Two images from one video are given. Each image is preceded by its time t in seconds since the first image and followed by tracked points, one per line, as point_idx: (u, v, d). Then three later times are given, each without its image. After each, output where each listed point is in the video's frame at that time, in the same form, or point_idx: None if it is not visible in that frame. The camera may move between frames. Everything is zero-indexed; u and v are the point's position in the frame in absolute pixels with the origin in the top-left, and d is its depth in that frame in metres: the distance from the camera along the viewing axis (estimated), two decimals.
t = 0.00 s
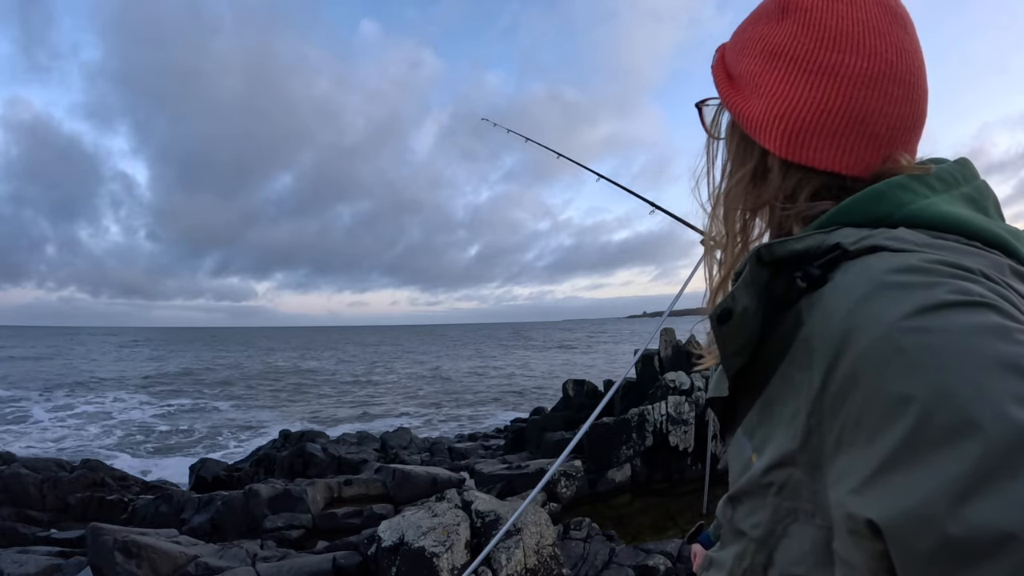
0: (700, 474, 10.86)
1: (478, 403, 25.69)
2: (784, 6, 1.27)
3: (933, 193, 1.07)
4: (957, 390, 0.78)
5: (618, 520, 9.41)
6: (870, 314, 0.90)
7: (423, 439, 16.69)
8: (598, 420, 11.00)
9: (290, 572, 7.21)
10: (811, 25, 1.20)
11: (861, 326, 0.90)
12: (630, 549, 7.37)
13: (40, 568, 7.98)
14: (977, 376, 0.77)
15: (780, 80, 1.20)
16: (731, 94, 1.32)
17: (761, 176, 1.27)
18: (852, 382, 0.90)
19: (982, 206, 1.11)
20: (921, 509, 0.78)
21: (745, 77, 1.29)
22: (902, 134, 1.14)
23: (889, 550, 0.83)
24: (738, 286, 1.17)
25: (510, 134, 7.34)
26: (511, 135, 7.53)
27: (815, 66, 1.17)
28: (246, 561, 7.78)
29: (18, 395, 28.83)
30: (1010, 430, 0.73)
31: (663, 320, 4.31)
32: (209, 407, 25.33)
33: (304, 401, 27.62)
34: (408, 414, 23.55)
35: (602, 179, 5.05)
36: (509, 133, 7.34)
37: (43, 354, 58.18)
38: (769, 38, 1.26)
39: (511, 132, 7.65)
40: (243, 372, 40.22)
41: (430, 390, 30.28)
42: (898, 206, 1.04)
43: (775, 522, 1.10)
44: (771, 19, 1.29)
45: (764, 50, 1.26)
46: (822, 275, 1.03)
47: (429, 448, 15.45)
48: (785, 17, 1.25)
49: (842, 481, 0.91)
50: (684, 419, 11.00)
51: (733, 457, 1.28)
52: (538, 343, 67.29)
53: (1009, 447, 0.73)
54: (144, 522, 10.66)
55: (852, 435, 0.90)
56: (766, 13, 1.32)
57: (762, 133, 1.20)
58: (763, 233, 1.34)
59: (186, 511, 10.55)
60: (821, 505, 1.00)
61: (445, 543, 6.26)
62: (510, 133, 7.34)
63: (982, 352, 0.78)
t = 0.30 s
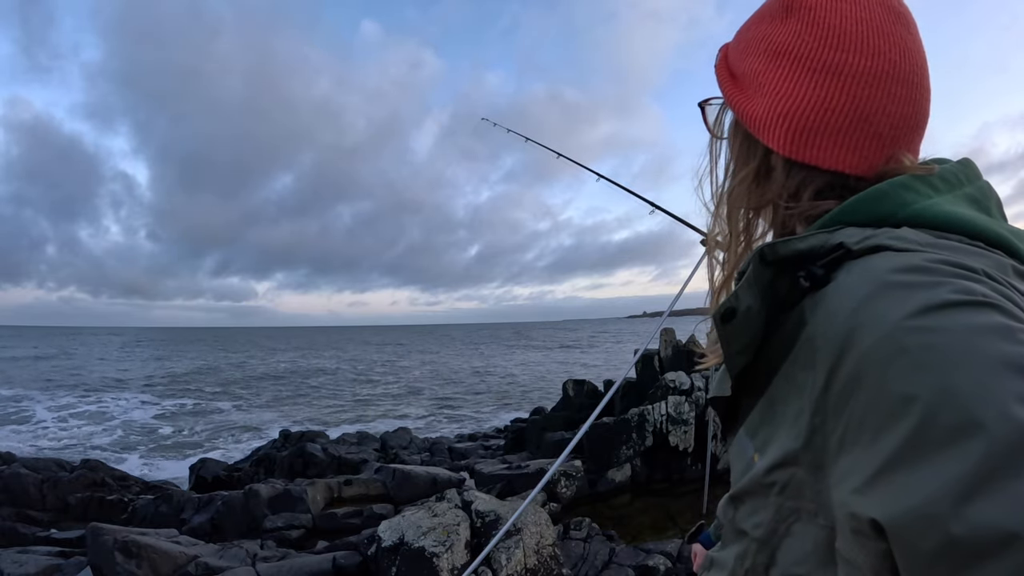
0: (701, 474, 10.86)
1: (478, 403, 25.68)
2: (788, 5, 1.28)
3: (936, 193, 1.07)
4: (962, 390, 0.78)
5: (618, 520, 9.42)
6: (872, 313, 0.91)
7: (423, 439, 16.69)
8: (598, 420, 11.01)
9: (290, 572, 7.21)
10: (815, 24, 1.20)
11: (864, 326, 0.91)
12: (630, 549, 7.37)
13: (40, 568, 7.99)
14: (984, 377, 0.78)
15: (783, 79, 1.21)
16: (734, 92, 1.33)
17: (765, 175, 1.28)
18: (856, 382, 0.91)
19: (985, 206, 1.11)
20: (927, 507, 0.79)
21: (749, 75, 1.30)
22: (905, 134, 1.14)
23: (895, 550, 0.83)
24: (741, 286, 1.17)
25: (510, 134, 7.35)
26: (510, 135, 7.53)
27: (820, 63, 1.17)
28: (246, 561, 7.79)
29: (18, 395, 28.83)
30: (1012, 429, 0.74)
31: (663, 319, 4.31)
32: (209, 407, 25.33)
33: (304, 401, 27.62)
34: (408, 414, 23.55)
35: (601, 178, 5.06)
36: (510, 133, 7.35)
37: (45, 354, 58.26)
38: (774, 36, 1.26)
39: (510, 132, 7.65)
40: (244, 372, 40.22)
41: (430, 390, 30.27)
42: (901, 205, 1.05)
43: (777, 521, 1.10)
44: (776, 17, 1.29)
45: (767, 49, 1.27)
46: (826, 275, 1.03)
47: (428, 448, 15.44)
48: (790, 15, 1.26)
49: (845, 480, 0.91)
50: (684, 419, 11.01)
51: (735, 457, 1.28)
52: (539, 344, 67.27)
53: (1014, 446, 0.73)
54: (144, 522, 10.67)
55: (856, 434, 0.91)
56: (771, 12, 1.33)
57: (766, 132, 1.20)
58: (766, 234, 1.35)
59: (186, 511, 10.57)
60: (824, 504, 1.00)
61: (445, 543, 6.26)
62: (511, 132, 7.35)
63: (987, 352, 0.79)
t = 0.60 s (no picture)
0: (701, 474, 10.86)
1: (479, 403, 25.67)
2: (791, 5, 1.28)
3: (939, 193, 1.08)
4: (963, 389, 0.79)
5: (619, 520, 9.42)
6: (875, 312, 0.92)
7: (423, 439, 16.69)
8: (598, 420, 11.01)
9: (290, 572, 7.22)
10: (819, 23, 1.21)
11: (867, 324, 0.92)
12: (630, 549, 7.38)
13: (40, 568, 8.00)
14: (983, 376, 0.79)
15: (788, 78, 1.22)
16: (738, 93, 1.33)
17: (770, 176, 1.28)
18: (858, 382, 0.92)
19: (988, 206, 1.12)
20: (928, 507, 0.80)
21: (752, 76, 1.30)
22: (907, 133, 1.15)
23: (895, 549, 0.84)
24: (745, 285, 1.18)
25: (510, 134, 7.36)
26: (510, 134, 7.53)
27: (823, 63, 1.18)
28: (246, 561, 7.79)
29: (19, 395, 28.86)
30: (1013, 429, 0.75)
31: (663, 319, 4.32)
32: (210, 407, 25.35)
33: (305, 401, 27.63)
34: (408, 414, 23.56)
35: (600, 178, 5.06)
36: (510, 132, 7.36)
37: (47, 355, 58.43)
38: (779, 36, 1.27)
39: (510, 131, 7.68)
40: (245, 373, 40.25)
41: (431, 390, 30.27)
42: (904, 204, 1.06)
43: (779, 519, 1.11)
44: (780, 17, 1.30)
45: (771, 49, 1.28)
46: (829, 274, 1.04)
47: (428, 448, 15.45)
48: (794, 16, 1.26)
49: (846, 480, 0.92)
50: (684, 419, 11.01)
51: (736, 455, 1.29)
52: (539, 344, 67.28)
53: (1015, 445, 0.74)
54: (145, 522, 10.68)
55: (857, 433, 0.92)
56: (774, 13, 1.33)
57: (771, 132, 1.21)
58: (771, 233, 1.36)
59: (186, 511, 10.58)
60: (825, 503, 1.01)
61: (445, 543, 6.27)
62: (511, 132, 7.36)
63: (988, 351, 0.80)
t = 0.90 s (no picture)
0: (701, 474, 10.86)
1: (478, 403, 25.67)
2: (789, 11, 1.52)
3: (953, 185, 1.11)
4: (1012, 372, 0.78)
5: (618, 520, 9.43)
6: (924, 299, 0.92)
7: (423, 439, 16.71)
8: (598, 420, 11.02)
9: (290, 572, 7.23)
10: (822, 26, 1.50)
11: (917, 309, 0.92)
12: (630, 549, 7.39)
13: (40, 568, 8.01)
14: None
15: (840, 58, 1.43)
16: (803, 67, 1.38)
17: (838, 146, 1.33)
18: (904, 367, 0.92)
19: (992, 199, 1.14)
20: (970, 488, 0.80)
21: (807, 54, 1.40)
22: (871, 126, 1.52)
23: (936, 530, 0.85)
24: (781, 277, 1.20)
25: (509, 135, 7.40)
26: (511, 134, 7.58)
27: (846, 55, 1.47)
28: (246, 561, 7.80)
29: (19, 395, 28.88)
30: None
31: (665, 319, 4.35)
32: (210, 407, 25.37)
33: (304, 401, 27.64)
34: (408, 414, 23.57)
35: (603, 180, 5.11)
36: (509, 133, 7.40)
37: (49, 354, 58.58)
38: (803, 29, 1.46)
39: (509, 131, 7.74)
40: (245, 372, 40.26)
41: (430, 390, 30.27)
42: (927, 198, 1.08)
43: (803, 511, 1.11)
44: (785, 15, 1.50)
45: (807, 35, 1.44)
46: (863, 264, 1.06)
47: (428, 448, 15.46)
48: (799, 19, 1.50)
49: (889, 464, 0.93)
50: (684, 419, 11.02)
51: (754, 449, 1.31)
52: (539, 344, 67.26)
53: None
54: (145, 522, 10.69)
55: (900, 420, 0.92)
56: (770, 15, 1.50)
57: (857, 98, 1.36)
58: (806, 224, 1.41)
59: (186, 511, 10.59)
60: (858, 492, 1.00)
61: (444, 543, 6.28)
62: (510, 133, 7.39)
63: None
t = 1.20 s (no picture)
0: (700, 474, 10.87)
1: (479, 403, 25.66)
2: (757, 24, 1.56)
3: (906, 184, 1.14)
4: (967, 337, 0.81)
5: (618, 520, 9.43)
6: (889, 283, 0.95)
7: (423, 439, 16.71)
8: (598, 420, 11.03)
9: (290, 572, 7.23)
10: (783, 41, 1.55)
11: (884, 291, 0.95)
12: (630, 549, 7.39)
13: (40, 568, 8.01)
14: (985, 327, 0.81)
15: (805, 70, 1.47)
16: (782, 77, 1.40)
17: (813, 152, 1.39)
18: (872, 345, 0.94)
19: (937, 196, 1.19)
20: (930, 444, 0.82)
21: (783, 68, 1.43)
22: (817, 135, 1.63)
23: (903, 487, 0.86)
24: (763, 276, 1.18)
25: (512, 135, 7.46)
26: (510, 135, 7.58)
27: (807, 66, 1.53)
28: (246, 561, 7.81)
29: (20, 395, 28.88)
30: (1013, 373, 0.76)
31: (663, 319, 4.35)
32: (211, 407, 25.37)
33: (304, 401, 27.63)
34: (409, 414, 23.58)
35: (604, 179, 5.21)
36: (512, 134, 7.44)
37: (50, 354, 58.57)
38: (777, 42, 1.49)
39: (510, 132, 7.76)
40: (246, 372, 40.26)
41: (431, 390, 30.26)
42: (888, 197, 1.11)
43: (785, 488, 1.10)
44: (757, 28, 1.53)
45: (777, 47, 1.48)
46: (837, 259, 1.06)
47: (428, 448, 15.46)
48: (768, 32, 1.53)
49: (860, 430, 0.93)
50: (684, 419, 11.02)
51: (734, 436, 1.29)
52: (539, 344, 67.28)
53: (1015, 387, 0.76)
54: (145, 521, 10.70)
55: (869, 393, 0.94)
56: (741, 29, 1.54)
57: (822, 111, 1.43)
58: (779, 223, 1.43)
59: (186, 511, 10.60)
60: (836, 460, 1.01)
61: (445, 543, 6.28)
62: (512, 133, 7.43)
63: (983, 310, 0.82)
